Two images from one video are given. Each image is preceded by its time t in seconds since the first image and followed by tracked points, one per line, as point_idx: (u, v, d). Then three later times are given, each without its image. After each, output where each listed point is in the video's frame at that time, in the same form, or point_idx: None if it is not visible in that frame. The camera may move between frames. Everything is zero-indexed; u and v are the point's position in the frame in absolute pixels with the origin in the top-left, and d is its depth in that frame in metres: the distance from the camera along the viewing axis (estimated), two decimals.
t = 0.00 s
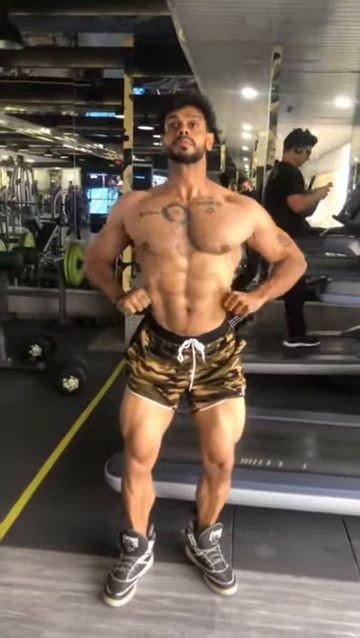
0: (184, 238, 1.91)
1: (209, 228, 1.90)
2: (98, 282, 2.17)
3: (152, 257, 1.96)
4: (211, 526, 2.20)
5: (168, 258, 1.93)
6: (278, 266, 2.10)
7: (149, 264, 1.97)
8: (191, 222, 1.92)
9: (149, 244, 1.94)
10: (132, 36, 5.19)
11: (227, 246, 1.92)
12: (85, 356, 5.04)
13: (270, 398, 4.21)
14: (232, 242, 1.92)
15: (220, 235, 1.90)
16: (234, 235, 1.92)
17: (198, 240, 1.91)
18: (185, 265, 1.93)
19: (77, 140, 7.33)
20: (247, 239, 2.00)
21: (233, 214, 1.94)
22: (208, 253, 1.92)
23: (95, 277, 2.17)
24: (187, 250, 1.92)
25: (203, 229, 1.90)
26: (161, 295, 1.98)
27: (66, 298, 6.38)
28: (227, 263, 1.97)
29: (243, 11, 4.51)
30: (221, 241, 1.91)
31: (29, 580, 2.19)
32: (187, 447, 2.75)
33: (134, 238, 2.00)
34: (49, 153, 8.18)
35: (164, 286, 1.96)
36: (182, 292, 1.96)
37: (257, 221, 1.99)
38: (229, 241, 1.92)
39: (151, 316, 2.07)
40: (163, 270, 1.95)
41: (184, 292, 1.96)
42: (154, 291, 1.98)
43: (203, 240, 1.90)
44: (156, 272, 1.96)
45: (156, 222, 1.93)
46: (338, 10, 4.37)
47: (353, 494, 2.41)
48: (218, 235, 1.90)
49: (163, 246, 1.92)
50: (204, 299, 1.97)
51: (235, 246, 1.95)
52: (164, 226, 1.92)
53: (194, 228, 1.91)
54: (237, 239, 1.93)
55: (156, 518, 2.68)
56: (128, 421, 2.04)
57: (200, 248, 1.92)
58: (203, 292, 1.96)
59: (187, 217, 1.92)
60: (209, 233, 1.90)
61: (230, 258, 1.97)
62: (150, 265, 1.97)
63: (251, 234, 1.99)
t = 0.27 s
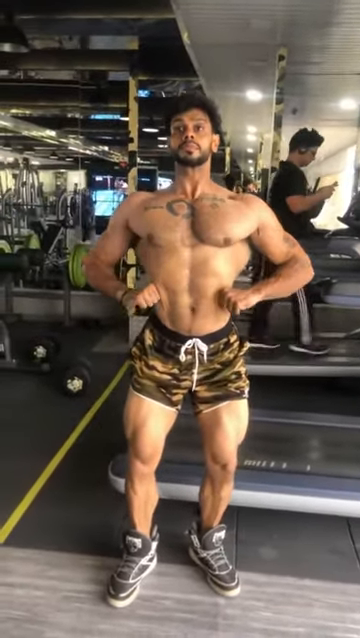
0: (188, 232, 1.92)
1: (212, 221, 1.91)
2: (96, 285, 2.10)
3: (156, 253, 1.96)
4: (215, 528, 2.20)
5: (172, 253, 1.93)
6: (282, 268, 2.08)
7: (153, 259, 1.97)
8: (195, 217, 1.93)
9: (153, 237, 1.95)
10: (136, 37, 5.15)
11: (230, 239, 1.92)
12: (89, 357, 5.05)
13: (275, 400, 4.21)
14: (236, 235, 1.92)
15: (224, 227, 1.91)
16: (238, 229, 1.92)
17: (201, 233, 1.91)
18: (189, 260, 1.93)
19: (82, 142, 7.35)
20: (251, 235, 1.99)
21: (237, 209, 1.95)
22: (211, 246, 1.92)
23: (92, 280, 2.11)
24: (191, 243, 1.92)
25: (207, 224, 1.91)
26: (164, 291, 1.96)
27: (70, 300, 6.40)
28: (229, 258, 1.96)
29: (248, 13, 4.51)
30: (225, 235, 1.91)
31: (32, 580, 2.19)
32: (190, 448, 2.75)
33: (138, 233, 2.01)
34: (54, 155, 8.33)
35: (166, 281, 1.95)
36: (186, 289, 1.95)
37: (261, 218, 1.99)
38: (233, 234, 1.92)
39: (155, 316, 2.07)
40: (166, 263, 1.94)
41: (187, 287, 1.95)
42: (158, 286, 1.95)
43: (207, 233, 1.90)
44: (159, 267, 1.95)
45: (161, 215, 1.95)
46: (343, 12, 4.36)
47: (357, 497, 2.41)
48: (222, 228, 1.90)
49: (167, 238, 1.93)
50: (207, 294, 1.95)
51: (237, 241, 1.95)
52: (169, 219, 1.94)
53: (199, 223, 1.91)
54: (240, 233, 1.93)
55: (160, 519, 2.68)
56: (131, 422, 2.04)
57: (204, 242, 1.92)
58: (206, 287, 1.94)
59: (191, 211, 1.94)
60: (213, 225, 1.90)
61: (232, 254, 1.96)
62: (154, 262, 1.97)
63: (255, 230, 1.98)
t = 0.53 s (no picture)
0: (189, 230, 1.93)
1: (213, 217, 1.91)
2: (96, 285, 2.05)
3: (158, 251, 1.97)
4: (217, 530, 2.20)
5: (173, 251, 1.94)
6: (284, 266, 2.05)
7: (154, 257, 1.98)
8: (196, 215, 1.94)
9: (155, 233, 1.96)
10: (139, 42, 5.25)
11: (230, 236, 1.92)
12: (92, 360, 5.05)
13: (277, 401, 4.21)
14: (236, 232, 1.93)
15: (225, 223, 1.91)
16: (238, 225, 1.92)
17: (202, 231, 1.92)
18: (190, 258, 1.93)
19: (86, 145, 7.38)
20: (251, 234, 2.00)
21: (238, 206, 1.95)
22: (212, 244, 1.92)
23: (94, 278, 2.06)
24: (193, 241, 1.93)
25: (208, 222, 1.91)
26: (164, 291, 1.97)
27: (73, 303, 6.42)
28: (230, 256, 1.96)
29: (251, 17, 4.52)
30: (225, 231, 1.91)
31: (34, 582, 2.20)
32: (192, 450, 2.75)
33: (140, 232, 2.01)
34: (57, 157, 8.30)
35: (167, 279, 1.95)
36: (187, 288, 1.96)
37: (262, 215, 1.99)
38: (233, 231, 1.92)
39: (156, 317, 2.08)
40: (167, 260, 1.95)
41: (188, 286, 1.95)
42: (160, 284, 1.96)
43: (207, 230, 1.91)
44: (160, 265, 1.96)
45: (163, 213, 1.96)
46: (346, 15, 4.37)
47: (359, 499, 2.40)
48: (223, 225, 1.90)
49: (169, 235, 1.94)
50: (208, 291, 1.95)
51: (238, 238, 1.95)
52: (171, 217, 1.95)
53: (200, 221, 1.92)
54: (241, 230, 1.93)
55: (161, 521, 2.68)
56: (132, 423, 2.05)
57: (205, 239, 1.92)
58: (206, 284, 1.95)
59: (193, 210, 1.95)
60: (213, 221, 1.91)
61: (233, 252, 1.96)
62: (155, 261, 1.97)
63: (255, 228, 1.98)
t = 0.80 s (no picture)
0: (190, 231, 1.94)
1: (213, 219, 1.92)
2: (97, 285, 2.06)
3: (158, 252, 1.97)
4: (217, 531, 2.21)
5: (173, 252, 1.95)
6: (285, 268, 2.04)
7: (155, 259, 1.99)
8: (197, 216, 1.95)
9: (156, 235, 1.97)
10: (143, 45, 5.30)
11: (230, 237, 1.93)
12: (95, 361, 5.07)
13: (279, 403, 4.21)
14: (236, 233, 1.93)
15: (225, 224, 1.92)
16: (238, 227, 1.93)
17: (203, 232, 1.92)
18: (191, 259, 1.94)
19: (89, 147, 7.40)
20: (252, 235, 2.00)
21: (238, 208, 1.96)
22: (212, 245, 1.93)
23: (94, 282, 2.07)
24: (193, 242, 1.94)
25: (208, 223, 1.92)
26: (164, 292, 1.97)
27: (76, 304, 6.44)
28: (231, 257, 1.96)
29: (253, 19, 4.52)
30: (225, 232, 1.92)
31: (36, 583, 2.20)
32: (194, 451, 2.76)
33: (141, 233, 2.01)
34: (61, 160, 8.11)
35: (168, 280, 1.96)
36: (188, 289, 1.96)
37: (262, 217, 1.99)
38: (233, 232, 1.92)
39: (156, 318, 2.08)
40: (168, 262, 1.95)
41: (188, 287, 1.96)
42: (161, 285, 1.96)
43: (208, 231, 1.92)
44: (161, 266, 1.97)
45: (164, 214, 1.97)
46: (349, 16, 4.37)
47: None
48: (223, 227, 1.91)
49: (169, 236, 1.95)
50: (208, 293, 1.96)
51: (238, 240, 1.96)
52: (172, 218, 1.95)
53: (200, 223, 1.93)
54: (241, 231, 1.94)
55: (162, 522, 2.68)
56: (132, 423, 2.05)
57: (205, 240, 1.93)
58: (206, 286, 1.95)
59: (194, 211, 1.96)
60: (214, 222, 1.92)
61: (234, 253, 1.97)
62: (156, 262, 1.98)
63: (255, 229, 1.99)
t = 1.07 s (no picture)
0: (190, 232, 1.94)
1: (213, 220, 1.93)
2: (96, 286, 2.05)
3: (158, 255, 1.98)
4: (217, 534, 2.20)
5: (173, 254, 1.95)
6: (285, 271, 2.04)
7: (155, 260, 1.99)
8: (197, 218, 1.95)
9: (156, 236, 1.97)
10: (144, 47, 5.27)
11: (230, 238, 1.93)
12: (95, 364, 5.07)
13: (280, 406, 4.21)
14: (236, 235, 1.94)
15: (225, 226, 1.92)
16: (238, 228, 1.94)
17: (203, 233, 1.93)
18: (190, 261, 1.94)
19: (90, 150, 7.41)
20: (252, 237, 2.00)
21: (239, 210, 1.97)
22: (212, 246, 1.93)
23: (94, 284, 2.06)
24: (193, 244, 1.94)
25: (208, 225, 1.92)
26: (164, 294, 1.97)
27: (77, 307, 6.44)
28: (231, 259, 1.97)
29: (254, 22, 4.54)
30: (225, 234, 1.92)
31: (35, 586, 2.20)
32: (194, 454, 2.76)
33: (141, 234, 2.02)
34: (62, 163, 8.28)
35: (167, 282, 1.96)
36: (188, 290, 1.96)
37: (262, 219, 1.99)
38: (233, 233, 1.93)
39: (156, 320, 2.08)
40: (168, 263, 1.96)
41: (188, 289, 1.96)
42: (161, 287, 1.96)
43: (207, 233, 1.92)
44: (161, 268, 1.96)
45: (164, 216, 1.97)
46: (350, 19, 4.38)
47: None
48: (223, 228, 1.92)
49: (170, 237, 1.95)
50: (208, 294, 1.96)
51: (238, 241, 1.96)
52: (172, 220, 1.96)
53: (200, 225, 1.94)
54: (241, 233, 1.94)
55: (161, 525, 2.68)
56: (131, 426, 2.05)
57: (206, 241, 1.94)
58: (206, 287, 1.95)
59: (194, 213, 1.97)
60: (214, 223, 1.92)
61: (233, 255, 1.97)
62: (156, 265, 1.98)
63: (255, 231, 1.99)
